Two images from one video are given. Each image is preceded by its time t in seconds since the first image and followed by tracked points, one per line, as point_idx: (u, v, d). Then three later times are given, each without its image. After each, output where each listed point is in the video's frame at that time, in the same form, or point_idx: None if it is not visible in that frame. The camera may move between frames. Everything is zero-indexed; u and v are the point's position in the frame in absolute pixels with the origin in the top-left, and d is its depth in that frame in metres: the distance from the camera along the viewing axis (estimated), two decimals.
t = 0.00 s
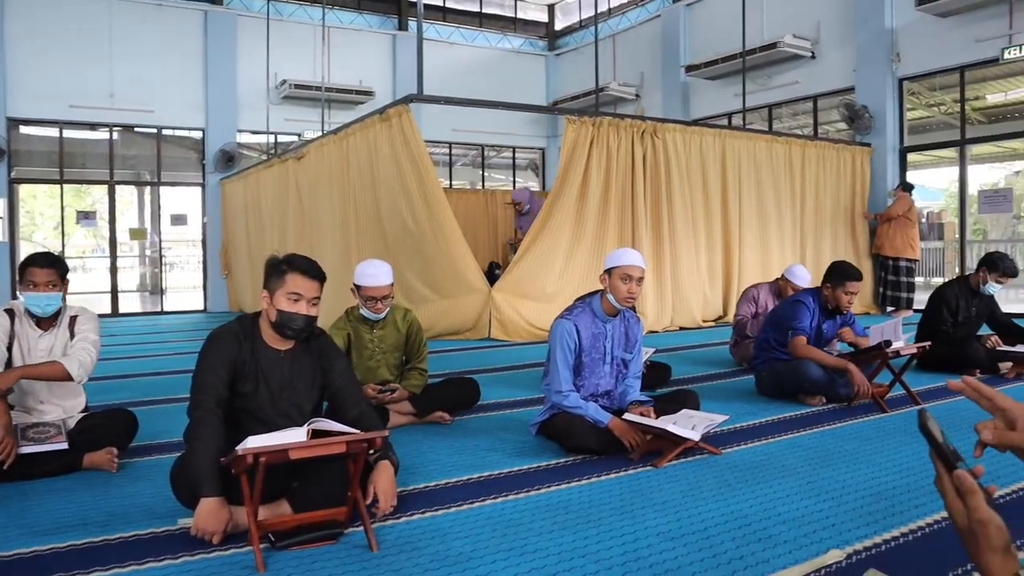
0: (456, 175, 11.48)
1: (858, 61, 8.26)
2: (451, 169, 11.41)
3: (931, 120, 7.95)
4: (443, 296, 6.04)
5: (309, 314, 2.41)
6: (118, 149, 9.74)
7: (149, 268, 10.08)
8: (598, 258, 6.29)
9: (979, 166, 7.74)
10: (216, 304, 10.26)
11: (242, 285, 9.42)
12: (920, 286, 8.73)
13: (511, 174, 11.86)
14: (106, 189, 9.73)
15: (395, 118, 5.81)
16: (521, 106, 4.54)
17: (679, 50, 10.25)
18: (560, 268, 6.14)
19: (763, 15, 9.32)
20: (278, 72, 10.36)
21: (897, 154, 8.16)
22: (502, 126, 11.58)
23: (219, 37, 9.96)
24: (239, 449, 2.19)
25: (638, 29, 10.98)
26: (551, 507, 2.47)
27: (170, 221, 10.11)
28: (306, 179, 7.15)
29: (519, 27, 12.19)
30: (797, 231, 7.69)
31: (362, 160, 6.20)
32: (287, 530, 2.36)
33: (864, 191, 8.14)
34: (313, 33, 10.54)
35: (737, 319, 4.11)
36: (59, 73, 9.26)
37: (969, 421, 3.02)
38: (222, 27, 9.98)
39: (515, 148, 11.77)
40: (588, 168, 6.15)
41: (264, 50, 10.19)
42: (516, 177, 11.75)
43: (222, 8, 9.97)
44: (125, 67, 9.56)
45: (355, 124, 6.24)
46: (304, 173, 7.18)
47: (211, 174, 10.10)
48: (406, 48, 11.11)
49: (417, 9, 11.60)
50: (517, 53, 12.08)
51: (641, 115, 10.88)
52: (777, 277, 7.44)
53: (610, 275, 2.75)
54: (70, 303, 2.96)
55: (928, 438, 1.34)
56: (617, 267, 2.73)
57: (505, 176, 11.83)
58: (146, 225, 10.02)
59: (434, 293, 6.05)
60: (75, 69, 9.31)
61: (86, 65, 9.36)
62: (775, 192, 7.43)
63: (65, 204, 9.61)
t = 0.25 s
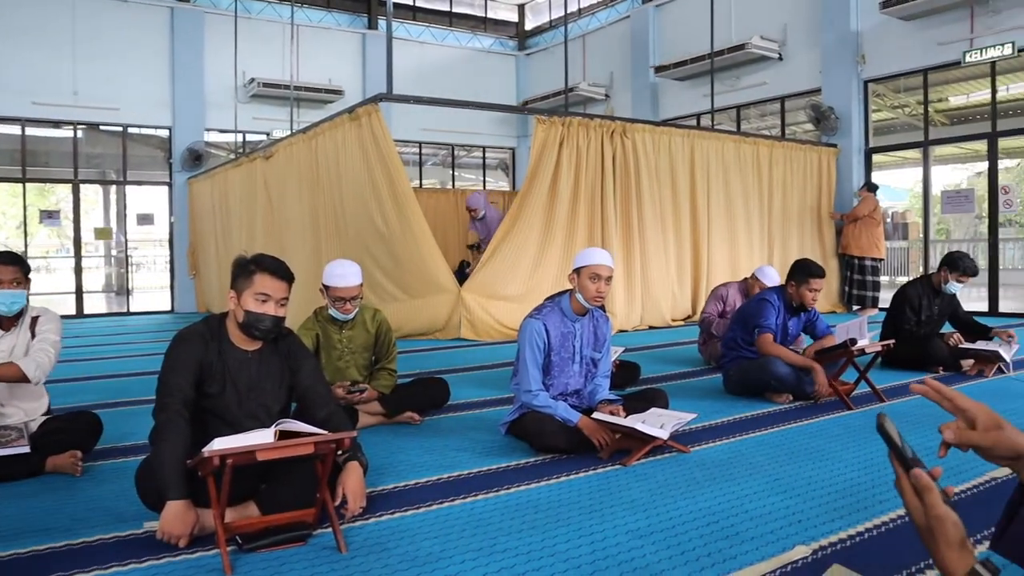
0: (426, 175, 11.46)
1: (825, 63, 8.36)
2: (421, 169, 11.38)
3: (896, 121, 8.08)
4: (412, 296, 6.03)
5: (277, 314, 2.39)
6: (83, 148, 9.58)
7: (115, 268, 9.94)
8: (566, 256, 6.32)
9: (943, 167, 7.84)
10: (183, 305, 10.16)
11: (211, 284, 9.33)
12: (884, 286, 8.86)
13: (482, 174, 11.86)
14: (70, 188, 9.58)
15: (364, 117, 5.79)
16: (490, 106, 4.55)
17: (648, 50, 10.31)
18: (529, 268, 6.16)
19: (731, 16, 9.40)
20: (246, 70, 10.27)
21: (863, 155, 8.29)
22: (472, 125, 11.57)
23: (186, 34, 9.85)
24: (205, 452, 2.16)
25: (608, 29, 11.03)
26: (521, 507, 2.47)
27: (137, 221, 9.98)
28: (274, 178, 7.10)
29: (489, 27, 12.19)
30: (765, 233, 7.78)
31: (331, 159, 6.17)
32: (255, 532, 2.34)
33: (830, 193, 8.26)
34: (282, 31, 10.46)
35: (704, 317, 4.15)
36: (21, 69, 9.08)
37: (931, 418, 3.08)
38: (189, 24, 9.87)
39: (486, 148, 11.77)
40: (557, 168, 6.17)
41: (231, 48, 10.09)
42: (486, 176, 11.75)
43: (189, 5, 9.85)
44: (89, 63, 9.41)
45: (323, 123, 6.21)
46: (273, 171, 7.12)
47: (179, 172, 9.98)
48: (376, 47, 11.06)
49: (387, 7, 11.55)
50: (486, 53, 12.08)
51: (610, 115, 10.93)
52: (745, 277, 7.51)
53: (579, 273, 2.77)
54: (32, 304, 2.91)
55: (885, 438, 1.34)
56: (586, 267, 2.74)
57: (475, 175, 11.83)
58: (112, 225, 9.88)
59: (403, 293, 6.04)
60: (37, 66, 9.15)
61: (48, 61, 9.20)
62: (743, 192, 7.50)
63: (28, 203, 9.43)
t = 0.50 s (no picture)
0: (399, 174, 11.44)
1: (795, 64, 8.44)
2: (394, 168, 11.35)
3: (865, 122, 8.18)
4: (384, 296, 6.02)
5: (244, 315, 2.38)
6: (50, 146, 9.44)
7: (83, 269, 9.81)
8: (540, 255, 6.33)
9: (911, 168, 7.95)
10: (153, 305, 10.06)
11: (182, 284, 9.25)
12: (853, 285, 8.98)
13: (455, 173, 11.85)
14: (37, 187, 9.43)
15: (335, 117, 5.77)
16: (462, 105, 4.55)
17: (621, 50, 10.35)
18: (502, 267, 6.17)
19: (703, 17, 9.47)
20: (216, 68, 10.17)
21: (832, 156, 8.39)
22: (445, 124, 11.54)
23: (155, 31, 9.73)
24: (173, 454, 2.14)
25: (580, 30, 11.06)
26: (493, 507, 2.47)
27: (105, 220, 9.85)
28: (245, 178, 7.06)
29: (462, 26, 12.18)
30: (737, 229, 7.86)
31: (302, 160, 6.15)
32: (225, 535, 2.31)
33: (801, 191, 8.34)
34: (253, 29, 10.37)
35: (676, 317, 4.18)
36: None
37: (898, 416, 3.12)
38: (159, 21, 9.75)
39: (459, 147, 11.76)
40: (529, 167, 6.18)
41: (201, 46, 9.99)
42: (459, 176, 11.75)
43: (157, 1, 9.74)
44: (55, 61, 9.26)
45: (294, 122, 6.17)
46: (244, 171, 7.08)
47: (148, 171, 9.87)
48: (348, 45, 11.00)
49: (359, 6, 11.50)
50: (459, 52, 12.07)
51: (583, 114, 10.96)
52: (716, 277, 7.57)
53: (550, 272, 2.77)
54: None
55: (854, 436, 1.31)
56: (556, 266, 2.75)
57: (448, 174, 11.82)
58: (80, 225, 9.74)
59: (376, 292, 6.02)
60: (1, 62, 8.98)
61: (12, 58, 9.04)
62: (714, 192, 7.56)
63: None
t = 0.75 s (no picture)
0: (372, 173, 11.40)
1: (766, 66, 8.52)
2: (367, 167, 11.31)
3: (834, 123, 8.27)
4: (356, 296, 5.99)
5: (212, 315, 2.36)
6: (15, 144, 9.27)
7: (50, 268, 9.65)
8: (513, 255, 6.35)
9: (880, 168, 8.10)
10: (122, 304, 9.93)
11: (152, 284, 9.15)
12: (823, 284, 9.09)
13: (428, 173, 11.84)
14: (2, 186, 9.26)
15: (307, 115, 5.74)
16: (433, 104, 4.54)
17: (594, 50, 10.38)
18: (474, 267, 6.18)
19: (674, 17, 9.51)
20: (186, 66, 10.05)
21: (802, 157, 8.48)
22: (418, 123, 11.50)
23: (124, 27, 9.60)
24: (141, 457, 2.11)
25: (553, 29, 11.09)
26: (465, 507, 2.47)
27: (73, 219, 9.70)
28: (215, 178, 7.00)
29: (435, 25, 12.16)
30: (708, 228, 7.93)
31: (272, 160, 6.12)
32: (193, 538, 2.28)
33: (772, 192, 8.43)
34: (223, 26, 10.27)
35: (650, 317, 4.21)
36: None
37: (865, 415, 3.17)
38: (127, 17, 9.62)
39: (432, 147, 11.73)
40: (502, 167, 6.19)
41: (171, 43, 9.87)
42: (432, 175, 11.73)
43: None
44: (19, 57, 9.09)
45: (265, 121, 6.14)
46: (213, 172, 7.02)
47: (116, 170, 9.73)
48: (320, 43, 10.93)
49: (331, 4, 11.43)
50: (432, 51, 12.05)
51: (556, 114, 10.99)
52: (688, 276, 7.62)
53: (521, 271, 2.77)
54: None
55: (820, 433, 1.31)
56: (527, 265, 2.75)
57: (422, 174, 11.80)
58: (46, 224, 9.59)
59: (348, 292, 5.99)
60: None
61: None
62: (686, 192, 7.61)
63: None
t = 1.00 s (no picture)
0: (347, 173, 11.37)
1: (739, 67, 8.58)
2: (341, 167, 11.28)
3: (807, 124, 8.35)
4: (331, 296, 5.96)
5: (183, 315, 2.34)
6: None
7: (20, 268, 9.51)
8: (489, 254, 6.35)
9: (851, 168, 8.21)
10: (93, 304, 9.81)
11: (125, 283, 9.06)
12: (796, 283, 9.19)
13: (403, 172, 11.84)
14: None
15: (282, 114, 5.71)
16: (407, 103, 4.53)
17: (569, 50, 10.41)
18: (450, 267, 6.17)
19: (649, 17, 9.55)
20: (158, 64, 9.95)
21: (775, 157, 8.55)
22: (393, 123, 11.47)
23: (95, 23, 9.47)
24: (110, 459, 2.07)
25: (528, 29, 11.10)
26: (441, 507, 2.46)
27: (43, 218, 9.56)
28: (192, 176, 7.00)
29: (410, 24, 12.14)
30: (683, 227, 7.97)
31: (249, 159, 6.08)
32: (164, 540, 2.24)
33: (746, 192, 8.49)
34: (196, 23, 10.17)
35: (624, 317, 4.23)
36: None
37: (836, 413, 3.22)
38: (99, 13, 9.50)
39: (407, 146, 11.72)
40: (478, 166, 6.20)
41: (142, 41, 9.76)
42: (407, 175, 11.73)
43: None
44: None
45: (241, 119, 6.12)
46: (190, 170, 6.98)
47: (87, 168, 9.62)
48: (295, 42, 10.86)
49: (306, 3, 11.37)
50: (407, 50, 12.03)
51: (531, 114, 11.01)
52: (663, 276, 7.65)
53: (495, 270, 2.78)
54: None
55: (794, 430, 1.34)
56: (501, 265, 2.76)
57: (396, 173, 11.80)
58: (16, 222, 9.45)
59: (322, 292, 5.98)
60: None
61: None
62: (661, 191, 7.65)
63: None
